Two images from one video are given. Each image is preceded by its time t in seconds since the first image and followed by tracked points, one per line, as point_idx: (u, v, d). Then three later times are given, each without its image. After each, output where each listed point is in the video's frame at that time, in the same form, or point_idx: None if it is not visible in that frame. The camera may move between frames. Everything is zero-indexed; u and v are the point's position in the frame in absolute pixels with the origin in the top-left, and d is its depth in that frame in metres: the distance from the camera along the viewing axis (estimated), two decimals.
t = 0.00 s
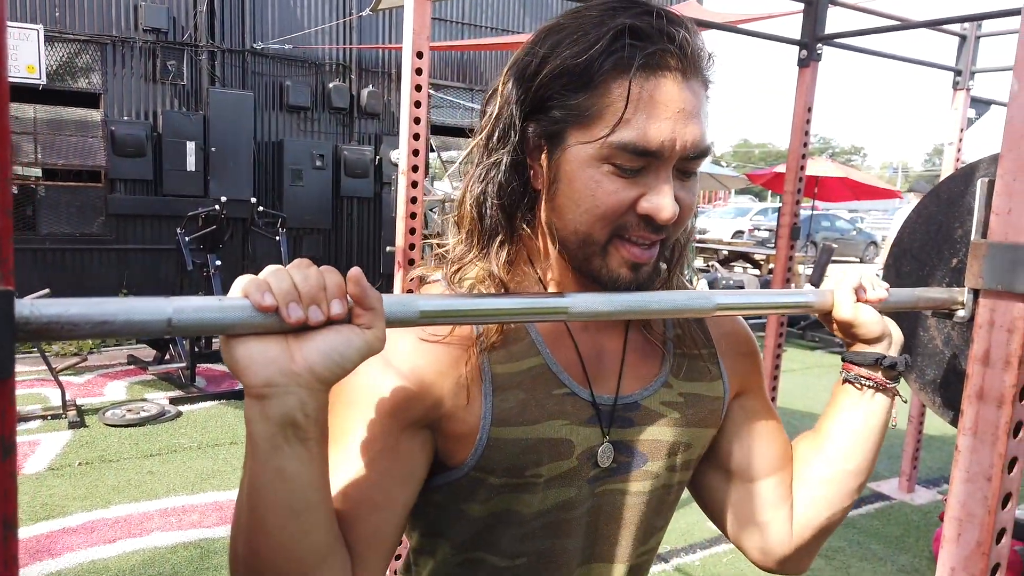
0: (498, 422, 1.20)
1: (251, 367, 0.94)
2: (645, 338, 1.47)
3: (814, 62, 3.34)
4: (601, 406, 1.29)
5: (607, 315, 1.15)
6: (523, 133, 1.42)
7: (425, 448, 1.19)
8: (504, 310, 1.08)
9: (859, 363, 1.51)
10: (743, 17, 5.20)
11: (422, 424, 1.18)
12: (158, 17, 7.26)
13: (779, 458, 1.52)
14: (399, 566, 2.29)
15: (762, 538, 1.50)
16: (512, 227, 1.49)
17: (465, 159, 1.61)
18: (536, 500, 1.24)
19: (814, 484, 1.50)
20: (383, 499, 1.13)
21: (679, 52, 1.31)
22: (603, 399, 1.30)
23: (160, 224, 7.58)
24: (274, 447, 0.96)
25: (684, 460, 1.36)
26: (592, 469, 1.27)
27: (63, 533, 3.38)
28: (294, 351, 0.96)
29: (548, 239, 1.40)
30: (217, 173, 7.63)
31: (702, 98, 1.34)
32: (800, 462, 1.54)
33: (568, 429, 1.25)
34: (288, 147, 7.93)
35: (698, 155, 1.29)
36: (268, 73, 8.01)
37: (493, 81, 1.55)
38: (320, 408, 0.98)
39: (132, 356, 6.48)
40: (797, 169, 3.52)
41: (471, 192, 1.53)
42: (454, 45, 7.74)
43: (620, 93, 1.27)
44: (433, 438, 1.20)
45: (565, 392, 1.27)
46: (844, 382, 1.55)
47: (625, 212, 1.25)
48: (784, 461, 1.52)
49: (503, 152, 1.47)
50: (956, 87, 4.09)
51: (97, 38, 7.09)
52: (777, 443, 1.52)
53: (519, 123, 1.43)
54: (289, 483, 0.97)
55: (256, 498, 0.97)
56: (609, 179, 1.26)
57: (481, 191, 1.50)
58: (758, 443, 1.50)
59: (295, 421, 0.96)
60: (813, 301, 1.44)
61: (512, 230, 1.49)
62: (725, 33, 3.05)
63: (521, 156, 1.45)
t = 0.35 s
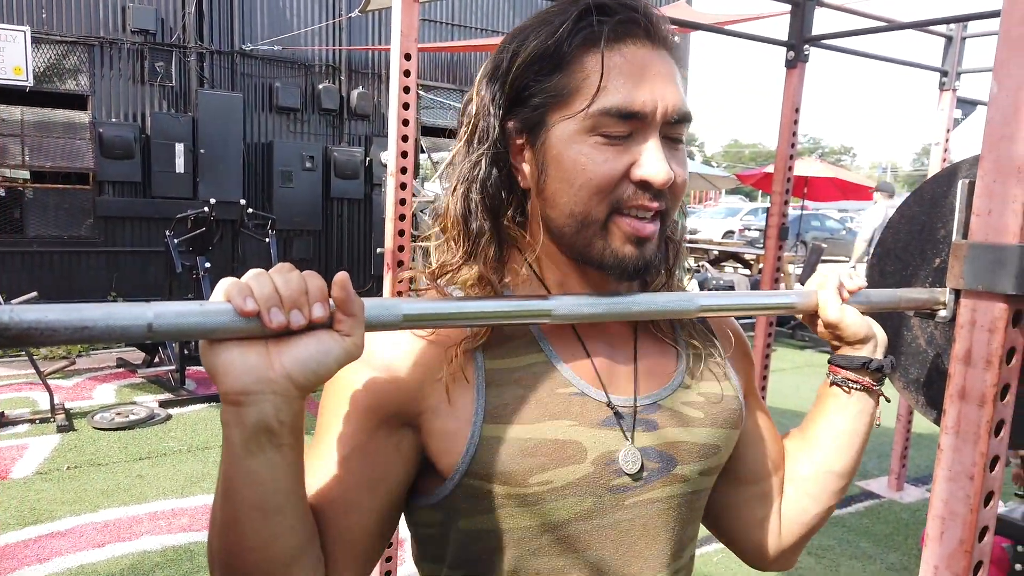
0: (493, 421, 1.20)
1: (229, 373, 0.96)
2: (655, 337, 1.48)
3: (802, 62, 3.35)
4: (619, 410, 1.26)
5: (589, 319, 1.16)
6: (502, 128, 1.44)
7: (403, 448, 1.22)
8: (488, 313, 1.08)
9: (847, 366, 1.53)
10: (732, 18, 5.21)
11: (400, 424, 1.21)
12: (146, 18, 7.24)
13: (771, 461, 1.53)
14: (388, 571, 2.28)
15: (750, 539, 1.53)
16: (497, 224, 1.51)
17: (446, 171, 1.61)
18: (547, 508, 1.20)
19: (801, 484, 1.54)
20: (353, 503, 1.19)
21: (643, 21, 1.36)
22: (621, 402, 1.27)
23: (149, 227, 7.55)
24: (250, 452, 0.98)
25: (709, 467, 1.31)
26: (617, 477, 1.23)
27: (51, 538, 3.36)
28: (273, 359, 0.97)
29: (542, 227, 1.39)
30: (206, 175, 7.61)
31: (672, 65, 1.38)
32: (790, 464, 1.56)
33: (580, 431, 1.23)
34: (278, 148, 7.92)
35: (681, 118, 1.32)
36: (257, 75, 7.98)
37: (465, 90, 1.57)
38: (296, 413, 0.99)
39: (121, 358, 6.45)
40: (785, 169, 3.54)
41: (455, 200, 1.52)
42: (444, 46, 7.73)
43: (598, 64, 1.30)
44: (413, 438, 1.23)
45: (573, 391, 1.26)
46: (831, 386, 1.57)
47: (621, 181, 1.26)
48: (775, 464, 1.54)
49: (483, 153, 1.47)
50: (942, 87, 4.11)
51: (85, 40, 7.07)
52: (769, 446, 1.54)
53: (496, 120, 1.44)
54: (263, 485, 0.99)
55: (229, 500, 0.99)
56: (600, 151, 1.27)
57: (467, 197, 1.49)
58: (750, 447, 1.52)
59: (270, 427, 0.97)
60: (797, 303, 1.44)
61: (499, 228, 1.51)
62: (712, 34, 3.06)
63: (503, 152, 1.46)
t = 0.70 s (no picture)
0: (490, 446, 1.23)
1: (229, 384, 0.96)
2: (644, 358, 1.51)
3: (792, 67, 3.36)
4: (612, 427, 1.29)
5: (581, 330, 1.16)
6: (470, 167, 1.53)
7: (404, 484, 1.22)
8: (479, 328, 1.08)
9: (850, 371, 1.55)
10: (722, 22, 5.23)
11: (401, 460, 1.22)
12: (136, 23, 7.22)
13: (790, 479, 1.53)
14: None
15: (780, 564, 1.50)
16: (475, 257, 1.55)
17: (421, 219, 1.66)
18: (543, 532, 1.21)
19: (826, 502, 1.54)
20: (364, 543, 1.18)
21: (589, 44, 1.48)
22: (613, 420, 1.30)
23: (139, 232, 7.51)
24: (255, 467, 0.97)
25: (709, 486, 1.33)
26: (614, 495, 1.24)
27: (41, 547, 3.34)
28: (274, 366, 0.98)
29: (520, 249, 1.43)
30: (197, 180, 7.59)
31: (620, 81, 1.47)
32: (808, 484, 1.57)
33: (573, 450, 1.25)
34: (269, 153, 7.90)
35: (637, 126, 1.40)
36: (248, 79, 7.96)
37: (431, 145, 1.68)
38: (300, 425, 1.00)
39: (111, 365, 6.41)
40: (777, 173, 3.54)
41: (429, 243, 1.56)
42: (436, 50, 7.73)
43: (553, 85, 1.40)
44: (415, 475, 1.23)
45: (565, 412, 1.29)
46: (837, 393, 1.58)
47: (590, 190, 1.31)
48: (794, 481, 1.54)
49: (453, 195, 1.55)
50: (932, 91, 4.14)
51: (74, 45, 7.04)
52: (785, 464, 1.54)
53: (463, 163, 1.54)
54: (268, 502, 0.98)
55: (233, 519, 0.98)
56: (565, 165, 1.33)
57: (442, 237, 1.54)
58: (771, 464, 1.51)
59: (274, 437, 0.97)
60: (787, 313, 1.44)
61: (478, 260, 1.55)
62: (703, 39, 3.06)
63: (473, 188, 1.53)
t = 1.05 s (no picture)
0: (488, 459, 1.24)
1: (233, 387, 0.97)
2: (643, 361, 1.54)
3: (789, 72, 3.38)
4: (611, 437, 1.32)
5: (584, 334, 1.18)
6: (468, 166, 1.55)
7: (401, 493, 1.23)
8: (480, 333, 1.10)
9: (847, 372, 1.56)
10: (718, 27, 5.26)
11: (399, 470, 1.23)
12: (135, 27, 7.24)
13: (786, 481, 1.54)
14: None
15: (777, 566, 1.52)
16: (469, 258, 1.57)
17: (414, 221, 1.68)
18: (541, 545, 1.23)
19: (822, 501, 1.56)
20: (358, 549, 1.17)
21: (583, 44, 1.51)
22: (612, 430, 1.33)
23: (137, 236, 7.51)
24: (257, 468, 0.99)
25: (705, 494, 1.34)
26: (611, 503, 1.26)
27: (40, 551, 3.34)
28: (278, 367, 1.00)
29: (523, 247, 1.43)
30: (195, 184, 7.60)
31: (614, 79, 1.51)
32: (804, 486, 1.58)
33: (570, 462, 1.27)
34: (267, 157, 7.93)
35: (636, 122, 1.44)
36: (247, 84, 7.97)
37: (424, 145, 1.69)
38: (304, 427, 1.01)
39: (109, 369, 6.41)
40: (774, 177, 3.56)
41: (424, 242, 1.58)
42: (434, 55, 7.75)
43: (552, 81, 1.42)
44: (413, 483, 1.24)
45: (561, 423, 1.31)
46: (835, 394, 1.60)
47: (595, 182, 1.33)
48: (790, 484, 1.55)
49: (449, 194, 1.57)
50: (927, 96, 4.16)
51: (73, 49, 7.05)
52: (781, 465, 1.55)
53: (463, 161, 1.55)
54: (268, 506, 0.99)
55: (232, 522, 0.98)
56: (569, 157, 1.34)
57: (437, 236, 1.57)
58: (766, 466, 1.52)
59: (278, 437, 0.99)
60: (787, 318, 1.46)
61: (472, 262, 1.57)
62: (700, 44, 3.08)
63: (469, 188, 1.56)
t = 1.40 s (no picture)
0: (484, 461, 1.23)
1: (221, 385, 0.97)
2: (639, 359, 1.54)
3: (785, 74, 3.38)
4: (606, 440, 1.31)
5: (578, 332, 1.18)
6: (474, 164, 1.53)
7: (403, 497, 1.23)
8: (476, 330, 1.10)
9: (839, 370, 1.56)
10: (715, 28, 5.26)
11: (400, 471, 1.22)
12: (132, 29, 7.23)
13: (781, 480, 1.54)
14: None
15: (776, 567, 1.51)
16: (475, 260, 1.56)
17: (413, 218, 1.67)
18: (538, 548, 1.22)
19: (821, 502, 1.55)
20: (361, 555, 1.17)
21: (591, 41, 1.50)
22: (607, 432, 1.32)
23: (135, 238, 7.50)
24: (252, 466, 0.98)
25: (698, 493, 1.34)
26: (604, 505, 1.26)
27: (36, 553, 3.33)
28: (267, 364, 1.00)
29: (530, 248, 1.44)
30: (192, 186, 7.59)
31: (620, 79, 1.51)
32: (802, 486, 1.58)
33: (566, 464, 1.26)
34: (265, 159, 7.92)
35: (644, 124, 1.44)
36: (244, 86, 7.97)
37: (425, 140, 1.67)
38: (296, 423, 1.01)
39: (106, 371, 6.40)
40: (770, 178, 3.56)
41: (428, 240, 1.55)
42: (431, 57, 7.75)
43: (562, 81, 1.42)
44: (413, 486, 1.24)
45: (558, 425, 1.30)
46: (828, 393, 1.60)
47: (605, 185, 1.34)
48: (786, 484, 1.54)
49: (454, 191, 1.55)
50: (923, 97, 4.17)
51: (69, 51, 7.04)
52: (775, 464, 1.55)
53: (468, 158, 1.53)
54: (265, 504, 0.98)
55: (230, 521, 0.98)
56: (580, 159, 1.35)
57: (443, 236, 1.54)
58: (760, 465, 1.52)
59: (271, 435, 0.98)
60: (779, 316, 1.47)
61: (478, 264, 1.56)
62: (696, 45, 3.09)
63: (476, 185, 1.54)
